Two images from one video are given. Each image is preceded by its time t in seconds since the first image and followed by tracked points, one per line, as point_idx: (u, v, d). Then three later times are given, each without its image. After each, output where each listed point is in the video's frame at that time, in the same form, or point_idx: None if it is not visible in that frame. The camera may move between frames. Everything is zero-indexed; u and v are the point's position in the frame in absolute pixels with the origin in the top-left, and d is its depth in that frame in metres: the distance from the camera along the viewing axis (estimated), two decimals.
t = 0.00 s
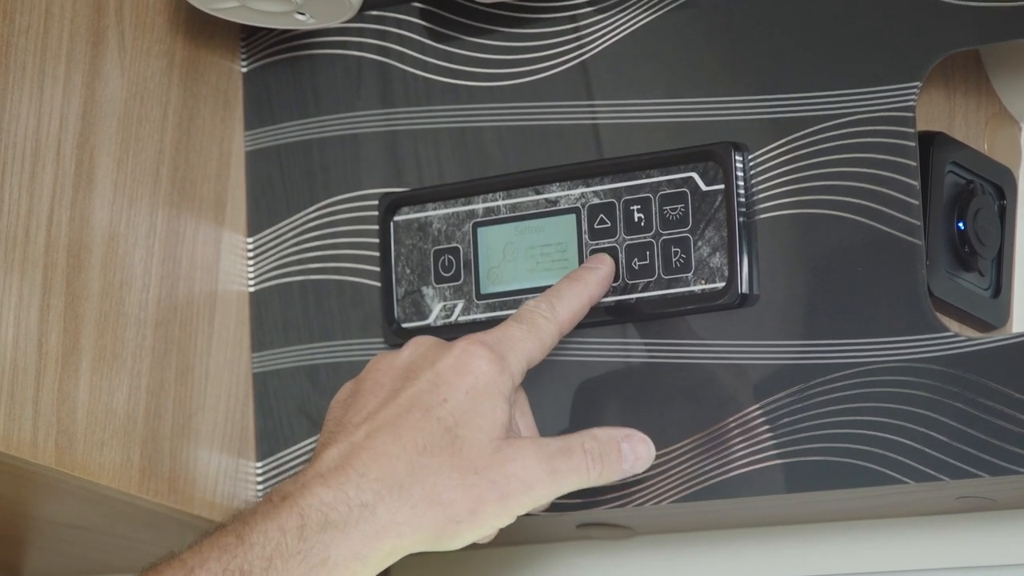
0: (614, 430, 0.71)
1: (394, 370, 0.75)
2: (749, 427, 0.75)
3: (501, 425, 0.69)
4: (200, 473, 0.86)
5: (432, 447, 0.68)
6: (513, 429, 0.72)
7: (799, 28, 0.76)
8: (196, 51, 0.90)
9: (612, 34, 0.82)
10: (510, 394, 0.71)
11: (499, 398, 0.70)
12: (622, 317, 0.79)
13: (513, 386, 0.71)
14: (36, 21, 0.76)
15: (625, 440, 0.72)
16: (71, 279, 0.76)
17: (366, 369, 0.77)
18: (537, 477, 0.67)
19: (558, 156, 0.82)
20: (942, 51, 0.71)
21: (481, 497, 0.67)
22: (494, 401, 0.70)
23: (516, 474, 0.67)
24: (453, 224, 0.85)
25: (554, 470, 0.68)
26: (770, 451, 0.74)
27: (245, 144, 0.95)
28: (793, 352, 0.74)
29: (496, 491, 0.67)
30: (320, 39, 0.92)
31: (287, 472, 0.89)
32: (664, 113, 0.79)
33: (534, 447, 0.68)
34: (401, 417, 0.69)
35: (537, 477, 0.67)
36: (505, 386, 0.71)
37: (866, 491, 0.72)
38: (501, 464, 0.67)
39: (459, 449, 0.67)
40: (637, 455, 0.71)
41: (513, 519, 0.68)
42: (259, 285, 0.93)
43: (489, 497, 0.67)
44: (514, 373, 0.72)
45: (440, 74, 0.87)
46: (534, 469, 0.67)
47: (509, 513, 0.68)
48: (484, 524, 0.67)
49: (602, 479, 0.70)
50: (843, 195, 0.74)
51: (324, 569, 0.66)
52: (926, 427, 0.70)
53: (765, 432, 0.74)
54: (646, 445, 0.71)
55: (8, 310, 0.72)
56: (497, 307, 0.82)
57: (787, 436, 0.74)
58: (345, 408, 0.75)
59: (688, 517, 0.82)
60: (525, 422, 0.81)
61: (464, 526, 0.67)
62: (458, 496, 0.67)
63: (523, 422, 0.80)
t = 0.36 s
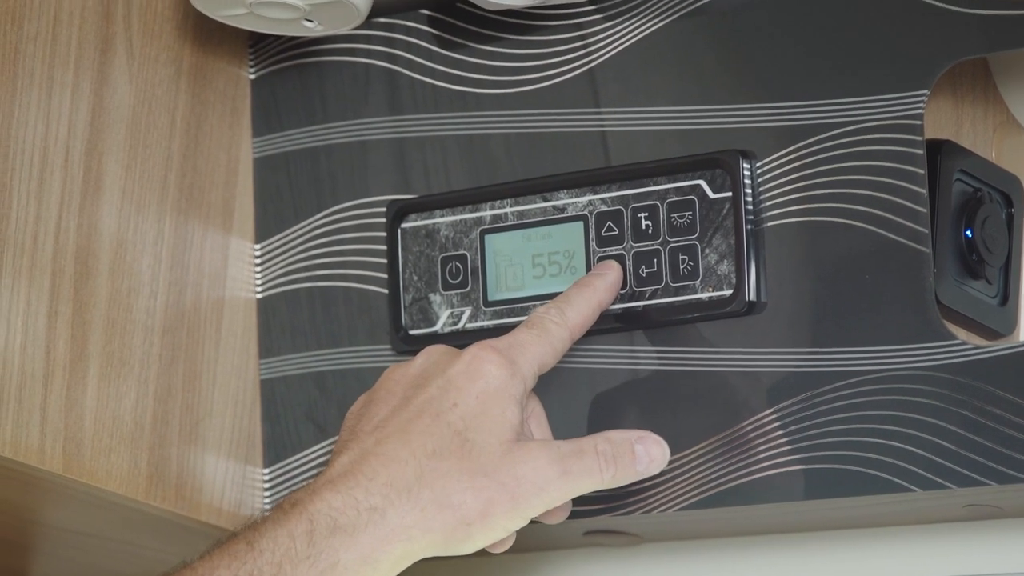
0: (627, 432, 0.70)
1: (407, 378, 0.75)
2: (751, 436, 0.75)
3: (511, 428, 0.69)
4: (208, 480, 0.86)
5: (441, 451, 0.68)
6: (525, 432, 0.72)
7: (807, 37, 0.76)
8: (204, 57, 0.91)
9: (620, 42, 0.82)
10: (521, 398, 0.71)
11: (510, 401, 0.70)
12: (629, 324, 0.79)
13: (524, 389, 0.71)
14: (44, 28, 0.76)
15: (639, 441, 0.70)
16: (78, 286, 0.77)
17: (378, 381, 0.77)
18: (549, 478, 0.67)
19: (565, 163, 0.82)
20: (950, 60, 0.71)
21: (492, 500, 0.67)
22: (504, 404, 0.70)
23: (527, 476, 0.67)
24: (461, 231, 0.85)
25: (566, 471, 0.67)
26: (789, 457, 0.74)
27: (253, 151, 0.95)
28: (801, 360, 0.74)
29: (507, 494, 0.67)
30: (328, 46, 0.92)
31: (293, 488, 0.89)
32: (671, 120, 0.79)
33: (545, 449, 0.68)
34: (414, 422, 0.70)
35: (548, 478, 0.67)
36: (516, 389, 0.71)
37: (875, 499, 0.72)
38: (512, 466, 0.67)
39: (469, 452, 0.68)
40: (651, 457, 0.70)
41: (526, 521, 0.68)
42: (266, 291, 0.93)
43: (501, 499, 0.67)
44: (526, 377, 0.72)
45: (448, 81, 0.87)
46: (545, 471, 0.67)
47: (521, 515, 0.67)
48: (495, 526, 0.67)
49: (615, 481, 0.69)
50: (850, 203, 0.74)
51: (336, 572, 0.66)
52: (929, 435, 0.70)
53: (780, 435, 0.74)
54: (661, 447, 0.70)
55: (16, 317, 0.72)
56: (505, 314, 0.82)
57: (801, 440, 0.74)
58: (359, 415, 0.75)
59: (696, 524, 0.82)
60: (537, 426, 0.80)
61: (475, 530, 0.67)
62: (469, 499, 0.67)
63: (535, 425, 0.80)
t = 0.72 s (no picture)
0: (627, 445, 0.70)
1: (406, 394, 0.76)
2: (751, 443, 0.75)
3: (512, 443, 0.69)
4: (209, 486, 0.86)
5: (443, 468, 0.68)
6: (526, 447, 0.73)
7: (809, 43, 0.76)
8: (207, 64, 0.91)
9: (622, 48, 0.82)
10: (522, 413, 0.71)
11: (511, 417, 0.70)
12: (632, 331, 0.79)
13: (525, 404, 0.72)
14: (46, 35, 0.76)
15: (639, 454, 0.71)
16: (80, 292, 0.77)
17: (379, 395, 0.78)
18: (550, 495, 0.67)
19: (567, 170, 0.82)
20: (952, 67, 0.71)
21: (494, 516, 0.67)
22: (505, 420, 0.70)
23: (528, 492, 0.67)
24: (463, 237, 0.85)
25: (567, 487, 0.67)
26: (780, 467, 0.74)
27: (255, 158, 0.95)
28: (802, 366, 0.74)
29: (508, 511, 0.67)
30: (330, 52, 0.92)
31: (295, 495, 0.89)
32: (673, 127, 0.80)
33: (546, 464, 0.68)
34: (415, 438, 0.70)
35: (549, 494, 0.67)
36: (517, 405, 0.71)
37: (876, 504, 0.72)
38: (512, 481, 0.67)
39: (470, 467, 0.68)
40: (652, 470, 0.70)
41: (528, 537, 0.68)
42: (268, 297, 0.93)
43: (502, 516, 0.67)
44: (526, 392, 0.72)
45: (450, 88, 0.87)
46: (546, 487, 0.67)
47: (523, 532, 0.68)
48: (496, 542, 0.67)
49: (616, 496, 0.70)
50: (851, 209, 0.74)
51: None
52: (935, 441, 0.70)
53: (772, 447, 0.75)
54: (661, 461, 0.70)
55: (18, 324, 0.72)
56: (507, 320, 0.82)
57: (795, 453, 0.74)
58: (358, 430, 0.76)
59: (698, 531, 0.82)
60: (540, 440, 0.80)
61: (476, 546, 0.67)
62: (470, 515, 0.67)
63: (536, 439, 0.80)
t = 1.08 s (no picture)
0: (627, 453, 0.72)
1: (403, 407, 0.76)
2: (750, 446, 0.75)
3: (512, 454, 0.71)
4: (208, 493, 0.86)
5: (444, 479, 0.69)
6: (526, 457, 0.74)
7: (806, 49, 0.76)
8: (204, 71, 0.91)
9: (619, 54, 0.82)
10: (521, 423, 0.72)
11: (511, 427, 0.72)
12: (629, 337, 0.79)
13: (523, 413, 0.73)
14: (43, 42, 0.76)
15: (638, 461, 0.72)
16: (78, 299, 0.77)
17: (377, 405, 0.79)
18: (550, 503, 0.69)
19: (564, 175, 0.82)
20: (949, 71, 0.71)
21: (496, 526, 0.68)
22: (505, 431, 0.71)
23: (529, 501, 0.69)
24: (460, 243, 0.85)
25: (567, 495, 0.69)
26: (772, 471, 0.74)
27: (252, 164, 0.95)
28: (800, 371, 0.74)
29: (509, 520, 0.68)
30: (327, 58, 0.92)
31: (294, 499, 0.89)
32: (670, 132, 0.80)
33: (546, 473, 0.69)
34: (416, 450, 0.71)
35: (550, 502, 0.69)
36: (516, 415, 0.72)
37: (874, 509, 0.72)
38: (513, 491, 0.69)
39: (471, 479, 0.69)
40: (651, 477, 0.72)
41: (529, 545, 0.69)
42: (266, 304, 0.93)
43: (504, 526, 0.68)
44: (525, 401, 0.73)
45: (447, 94, 0.87)
46: (546, 496, 0.69)
47: (524, 540, 0.69)
48: (498, 552, 0.69)
49: (615, 502, 0.71)
50: (849, 214, 0.74)
51: None
52: (931, 445, 0.70)
53: (767, 455, 0.75)
54: (660, 467, 0.72)
55: (16, 331, 0.72)
56: (504, 326, 0.82)
57: (787, 460, 0.74)
58: (358, 441, 0.77)
59: (696, 536, 0.82)
60: (540, 441, 0.80)
61: (478, 557, 0.68)
62: (472, 525, 0.68)
63: (536, 441, 0.80)
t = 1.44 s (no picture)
0: (621, 469, 0.72)
1: (402, 412, 0.76)
2: (752, 450, 0.75)
3: (509, 468, 0.71)
4: (207, 496, 0.86)
5: (439, 492, 0.69)
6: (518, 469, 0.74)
7: (804, 52, 0.76)
8: (203, 74, 0.91)
9: (619, 56, 0.82)
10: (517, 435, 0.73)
11: (507, 440, 0.72)
12: (626, 339, 0.79)
13: (521, 426, 0.73)
14: (42, 45, 0.76)
15: (632, 477, 0.72)
16: (77, 301, 0.77)
17: (374, 408, 0.79)
18: (543, 519, 0.68)
19: (564, 178, 0.82)
20: (948, 74, 0.71)
21: (489, 540, 0.68)
22: (501, 444, 0.71)
23: (522, 516, 0.68)
24: (459, 246, 0.85)
25: (560, 511, 0.69)
26: (756, 486, 0.75)
27: (252, 167, 0.95)
28: (799, 373, 0.74)
29: (502, 536, 0.68)
30: (326, 61, 0.92)
31: (293, 501, 0.89)
32: (670, 135, 0.80)
33: (541, 489, 0.69)
34: (411, 460, 0.71)
35: (543, 518, 0.68)
36: (513, 428, 0.72)
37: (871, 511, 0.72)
38: (507, 507, 0.69)
39: (467, 492, 0.69)
40: (644, 494, 0.72)
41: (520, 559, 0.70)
42: (265, 307, 0.93)
43: (496, 541, 0.68)
44: (523, 413, 0.73)
45: (446, 97, 0.87)
46: (540, 512, 0.68)
47: (516, 555, 0.69)
48: (490, 566, 0.69)
49: (609, 518, 0.71)
50: (847, 216, 0.74)
51: None
52: (930, 446, 0.70)
53: (750, 462, 0.75)
54: (654, 484, 0.72)
55: (15, 334, 0.72)
56: (504, 328, 0.82)
57: (771, 469, 0.74)
58: (354, 448, 0.76)
59: (695, 539, 0.82)
60: (534, 459, 0.81)
61: (469, 571, 0.68)
62: (464, 540, 0.68)
63: (530, 460, 0.81)
